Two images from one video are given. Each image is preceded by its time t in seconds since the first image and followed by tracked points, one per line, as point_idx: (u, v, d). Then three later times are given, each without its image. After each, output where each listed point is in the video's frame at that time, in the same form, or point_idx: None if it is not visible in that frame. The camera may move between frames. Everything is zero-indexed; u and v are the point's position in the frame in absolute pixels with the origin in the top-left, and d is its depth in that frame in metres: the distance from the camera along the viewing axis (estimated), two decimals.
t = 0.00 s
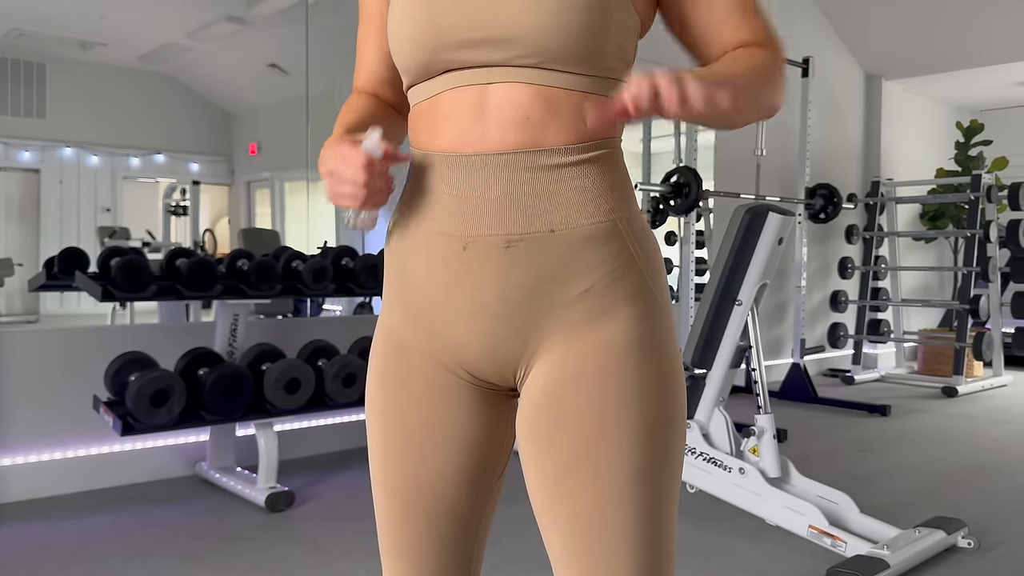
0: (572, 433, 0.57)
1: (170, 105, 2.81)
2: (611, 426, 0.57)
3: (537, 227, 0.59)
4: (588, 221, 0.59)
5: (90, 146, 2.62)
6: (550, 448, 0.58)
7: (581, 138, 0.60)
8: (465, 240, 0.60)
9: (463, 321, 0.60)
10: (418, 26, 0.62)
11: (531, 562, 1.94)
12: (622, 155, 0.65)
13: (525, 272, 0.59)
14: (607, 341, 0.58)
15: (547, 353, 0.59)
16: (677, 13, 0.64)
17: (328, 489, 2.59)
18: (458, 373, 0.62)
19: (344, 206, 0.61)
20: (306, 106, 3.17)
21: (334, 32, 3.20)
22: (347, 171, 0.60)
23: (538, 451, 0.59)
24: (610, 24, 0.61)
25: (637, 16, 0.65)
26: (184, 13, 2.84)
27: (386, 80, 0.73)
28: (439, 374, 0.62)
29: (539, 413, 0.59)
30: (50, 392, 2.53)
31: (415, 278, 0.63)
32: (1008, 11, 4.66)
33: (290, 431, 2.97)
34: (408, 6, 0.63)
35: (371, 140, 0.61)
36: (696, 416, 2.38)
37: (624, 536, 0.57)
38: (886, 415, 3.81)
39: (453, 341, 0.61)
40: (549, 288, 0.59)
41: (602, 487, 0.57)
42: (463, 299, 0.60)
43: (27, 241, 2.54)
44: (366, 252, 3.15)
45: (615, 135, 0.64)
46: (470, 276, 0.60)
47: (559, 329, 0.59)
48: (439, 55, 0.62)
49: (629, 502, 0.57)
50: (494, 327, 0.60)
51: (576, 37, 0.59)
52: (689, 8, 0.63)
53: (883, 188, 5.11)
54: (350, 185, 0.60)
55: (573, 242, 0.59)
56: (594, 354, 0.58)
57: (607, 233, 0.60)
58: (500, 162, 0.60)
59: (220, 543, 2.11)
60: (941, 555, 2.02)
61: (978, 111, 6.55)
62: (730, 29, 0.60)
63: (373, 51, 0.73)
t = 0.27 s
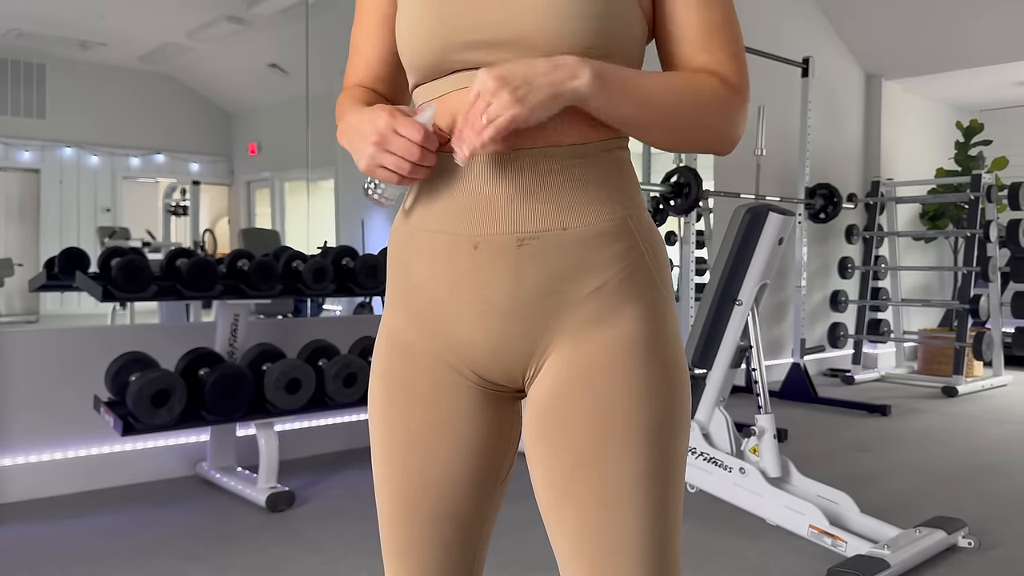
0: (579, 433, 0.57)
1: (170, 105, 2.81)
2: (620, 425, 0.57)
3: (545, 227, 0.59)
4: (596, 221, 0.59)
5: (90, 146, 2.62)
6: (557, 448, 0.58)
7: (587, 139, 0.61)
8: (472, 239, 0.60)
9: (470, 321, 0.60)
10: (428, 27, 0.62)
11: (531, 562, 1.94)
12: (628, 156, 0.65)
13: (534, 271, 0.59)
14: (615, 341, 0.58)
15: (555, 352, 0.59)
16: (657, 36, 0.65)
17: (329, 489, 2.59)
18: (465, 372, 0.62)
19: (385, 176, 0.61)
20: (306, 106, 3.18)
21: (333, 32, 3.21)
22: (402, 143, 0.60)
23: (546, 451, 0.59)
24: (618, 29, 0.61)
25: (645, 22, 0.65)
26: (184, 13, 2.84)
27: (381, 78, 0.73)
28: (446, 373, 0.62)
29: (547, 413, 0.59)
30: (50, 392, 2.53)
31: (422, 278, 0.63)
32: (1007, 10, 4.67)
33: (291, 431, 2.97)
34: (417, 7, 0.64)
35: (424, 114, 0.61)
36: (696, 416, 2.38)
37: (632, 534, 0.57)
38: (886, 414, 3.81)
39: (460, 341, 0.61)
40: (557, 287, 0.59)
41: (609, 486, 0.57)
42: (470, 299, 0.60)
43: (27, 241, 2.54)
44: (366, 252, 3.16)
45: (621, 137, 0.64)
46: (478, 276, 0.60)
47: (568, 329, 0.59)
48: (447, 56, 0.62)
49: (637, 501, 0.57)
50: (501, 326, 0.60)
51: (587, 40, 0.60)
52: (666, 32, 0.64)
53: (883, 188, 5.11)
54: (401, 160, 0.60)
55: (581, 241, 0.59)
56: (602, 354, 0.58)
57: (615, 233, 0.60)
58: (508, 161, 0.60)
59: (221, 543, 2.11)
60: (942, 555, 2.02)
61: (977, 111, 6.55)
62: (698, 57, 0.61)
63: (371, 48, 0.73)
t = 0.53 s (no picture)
0: (574, 435, 0.57)
1: (170, 105, 2.81)
2: (614, 427, 0.57)
3: (540, 229, 0.59)
4: (590, 223, 0.59)
5: (90, 146, 2.62)
6: (552, 450, 0.58)
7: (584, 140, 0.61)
8: (466, 241, 0.60)
9: (465, 322, 0.60)
10: (426, 25, 0.62)
11: (531, 563, 1.94)
12: (624, 157, 0.65)
13: (529, 273, 0.59)
14: (610, 344, 0.58)
15: (550, 354, 0.59)
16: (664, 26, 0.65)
17: (329, 489, 2.59)
18: (460, 374, 0.62)
19: (379, 168, 0.62)
20: (305, 106, 3.18)
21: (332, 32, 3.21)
22: (401, 137, 0.60)
23: (540, 453, 0.59)
24: (615, 28, 0.61)
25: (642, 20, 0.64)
26: (184, 13, 2.84)
27: (380, 78, 0.73)
28: (441, 376, 0.62)
29: (541, 415, 0.59)
30: (50, 393, 2.53)
31: (417, 280, 0.63)
32: (1007, 10, 4.67)
33: (291, 432, 2.97)
34: (415, 6, 0.64)
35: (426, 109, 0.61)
36: (696, 416, 2.38)
37: (625, 537, 0.57)
38: (886, 414, 3.82)
39: (455, 342, 0.61)
40: (552, 289, 0.59)
41: (604, 489, 0.57)
42: (464, 300, 0.60)
43: (27, 241, 2.54)
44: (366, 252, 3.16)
45: (618, 136, 0.64)
46: (472, 277, 0.60)
47: (562, 331, 0.59)
48: (445, 55, 0.62)
49: (631, 503, 0.57)
50: (496, 328, 0.60)
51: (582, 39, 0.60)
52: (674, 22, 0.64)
53: (883, 188, 5.11)
54: (397, 153, 0.60)
55: (575, 244, 0.59)
56: (596, 356, 0.58)
57: (610, 235, 0.60)
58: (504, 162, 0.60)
59: (221, 543, 2.11)
60: (941, 555, 2.02)
61: (977, 111, 6.55)
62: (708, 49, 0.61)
63: (371, 48, 0.73)
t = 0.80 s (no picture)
0: (571, 435, 0.57)
1: (169, 105, 2.81)
2: (611, 427, 0.57)
3: (536, 228, 0.59)
4: (586, 223, 0.59)
5: (90, 146, 2.63)
6: (549, 450, 0.58)
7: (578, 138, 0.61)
8: (462, 240, 0.60)
9: (462, 321, 0.60)
10: (422, 25, 0.63)
11: (531, 562, 1.94)
12: (621, 155, 0.65)
13: (525, 273, 0.59)
14: (606, 344, 0.58)
15: (547, 354, 0.59)
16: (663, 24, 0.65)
17: (329, 489, 2.59)
18: (458, 374, 0.62)
19: (378, 161, 0.62)
20: (305, 106, 3.18)
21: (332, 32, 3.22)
22: (400, 133, 0.60)
23: (538, 453, 0.59)
24: (611, 26, 0.61)
25: (637, 20, 0.64)
26: (184, 13, 2.84)
27: (380, 78, 0.73)
28: (439, 375, 0.62)
29: (538, 415, 0.59)
30: (50, 393, 2.53)
31: (415, 279, 0.63)
32: (1007, 10, 4.67)
33: (291, 432, 2.97)
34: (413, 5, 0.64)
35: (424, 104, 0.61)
36: (695, 415, 2.38)
37: (622, 537, 0.57)
38: (885, 414, 3.82)
39: (452, 342, 0.61)
40: (548, 289, 0.59)
41: (602, 489, 0.57)
42: (461, 300, 0.60)
43: (26, 241, 2.54)
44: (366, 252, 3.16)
45: (615, 136, 0.64)
46: (468, 277, 0.60)
47: (558, 331, 0.59)
48: (442, 54, 0.62)
49: (627, 504, 0.57)
50: (492, 327, 0.60)
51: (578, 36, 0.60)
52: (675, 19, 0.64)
53: (882, 188, 5.11)
54: (396, 147, 0.60)
55: (573, 244, 0.59)
56: (592, 356, 0.58)
57: (606, 235, 0.60)
58: (503, 161, 0.60)
59: (220, 543, 2.11)
60: (941, 555, 2.02)
61: (977, 111, 6.56)
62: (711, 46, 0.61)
63: (369, 48, 0.73)
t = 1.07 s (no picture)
0: (564, 436, 0.57)
1: (168, 105, 2.80)
2: (603, 428, 0.57)
3: (528, 229, 0.59)
4: (578, 224, 0.59)
5: (89, 147, 2.62)
6: (543, 451, 0.58)
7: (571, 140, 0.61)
8: (455, 241, 0.60)
9: (454, 322, 0.60)
10: (415, 27, 0.63)
11: (529, 563, 1.94)
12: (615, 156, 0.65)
13: (516, 274, 0.59)
14: (598, 345, 0.58)
15: (540, 354, 0.59)
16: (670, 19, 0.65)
17: (328, 490, 2.59)
18: (451, 375, 0.62)
19: (360, 169, 0.64)
20: (304, 106, 3.17)
21: (332, 32, 3.21)
22: (387, 153, 0.62)
23: (531, 454, 0.59)
24: (603, 27, 0.61)
25: (631, 19, 0.64)
26: (183, 14, 2.83)
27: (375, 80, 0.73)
28: (431, 376, 0.62)
29: (531, 417, 0.59)
30: (49, 393, 2.53)
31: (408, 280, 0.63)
32: (1006, 10, 4.67)
33: (289, 432, 2.97)
34: (407, 7, 0.64)
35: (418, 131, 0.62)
36: (695, 416, 2.40)
37: (616, 539, 0.57)
38: (884, 414, 3.82)
39: (445, 343, 0.61)
40: (541, 289, 0.59)
41: (596, 491, 0.57)
42: (453, 301, 0.60)
43: (25, 241, 2.53)
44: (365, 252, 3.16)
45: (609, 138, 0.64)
46: (459, 278, 0.60)
47: (550, 332, 0.59)
48: (434, 57, 0.62)
49: (621, 506, 0.57)
50: (484, 327, 0.60)
51: (570, 40, 0.59)
52: (683, 14, 0.63)
53: (882, 188, 5.11)
54: (380, 165, 0.63)
55: (565, 244, 0.59)
56: (584, 357, 0.58)
57: (598, 235, 0.60)
58: (498, 161, 0.60)
59: (219, 544, 2.11)
60: (940, 555, 2.02)
61: (976, 111, 6.56)
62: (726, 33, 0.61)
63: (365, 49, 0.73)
